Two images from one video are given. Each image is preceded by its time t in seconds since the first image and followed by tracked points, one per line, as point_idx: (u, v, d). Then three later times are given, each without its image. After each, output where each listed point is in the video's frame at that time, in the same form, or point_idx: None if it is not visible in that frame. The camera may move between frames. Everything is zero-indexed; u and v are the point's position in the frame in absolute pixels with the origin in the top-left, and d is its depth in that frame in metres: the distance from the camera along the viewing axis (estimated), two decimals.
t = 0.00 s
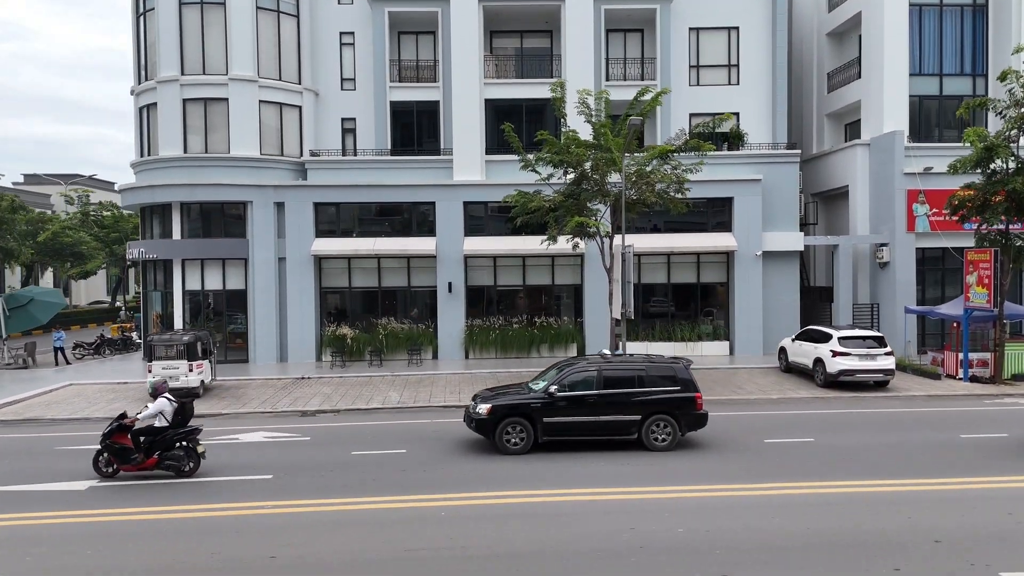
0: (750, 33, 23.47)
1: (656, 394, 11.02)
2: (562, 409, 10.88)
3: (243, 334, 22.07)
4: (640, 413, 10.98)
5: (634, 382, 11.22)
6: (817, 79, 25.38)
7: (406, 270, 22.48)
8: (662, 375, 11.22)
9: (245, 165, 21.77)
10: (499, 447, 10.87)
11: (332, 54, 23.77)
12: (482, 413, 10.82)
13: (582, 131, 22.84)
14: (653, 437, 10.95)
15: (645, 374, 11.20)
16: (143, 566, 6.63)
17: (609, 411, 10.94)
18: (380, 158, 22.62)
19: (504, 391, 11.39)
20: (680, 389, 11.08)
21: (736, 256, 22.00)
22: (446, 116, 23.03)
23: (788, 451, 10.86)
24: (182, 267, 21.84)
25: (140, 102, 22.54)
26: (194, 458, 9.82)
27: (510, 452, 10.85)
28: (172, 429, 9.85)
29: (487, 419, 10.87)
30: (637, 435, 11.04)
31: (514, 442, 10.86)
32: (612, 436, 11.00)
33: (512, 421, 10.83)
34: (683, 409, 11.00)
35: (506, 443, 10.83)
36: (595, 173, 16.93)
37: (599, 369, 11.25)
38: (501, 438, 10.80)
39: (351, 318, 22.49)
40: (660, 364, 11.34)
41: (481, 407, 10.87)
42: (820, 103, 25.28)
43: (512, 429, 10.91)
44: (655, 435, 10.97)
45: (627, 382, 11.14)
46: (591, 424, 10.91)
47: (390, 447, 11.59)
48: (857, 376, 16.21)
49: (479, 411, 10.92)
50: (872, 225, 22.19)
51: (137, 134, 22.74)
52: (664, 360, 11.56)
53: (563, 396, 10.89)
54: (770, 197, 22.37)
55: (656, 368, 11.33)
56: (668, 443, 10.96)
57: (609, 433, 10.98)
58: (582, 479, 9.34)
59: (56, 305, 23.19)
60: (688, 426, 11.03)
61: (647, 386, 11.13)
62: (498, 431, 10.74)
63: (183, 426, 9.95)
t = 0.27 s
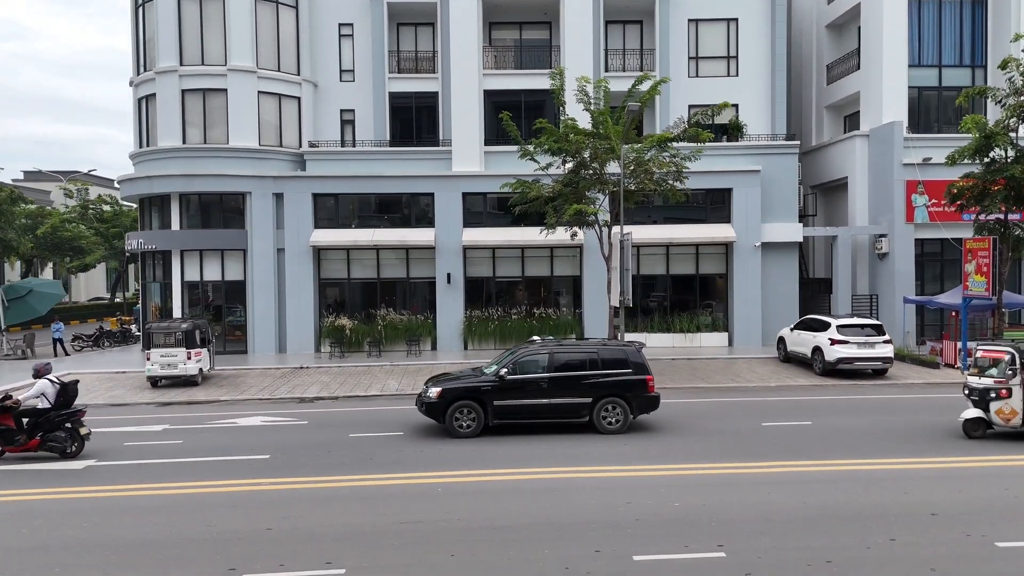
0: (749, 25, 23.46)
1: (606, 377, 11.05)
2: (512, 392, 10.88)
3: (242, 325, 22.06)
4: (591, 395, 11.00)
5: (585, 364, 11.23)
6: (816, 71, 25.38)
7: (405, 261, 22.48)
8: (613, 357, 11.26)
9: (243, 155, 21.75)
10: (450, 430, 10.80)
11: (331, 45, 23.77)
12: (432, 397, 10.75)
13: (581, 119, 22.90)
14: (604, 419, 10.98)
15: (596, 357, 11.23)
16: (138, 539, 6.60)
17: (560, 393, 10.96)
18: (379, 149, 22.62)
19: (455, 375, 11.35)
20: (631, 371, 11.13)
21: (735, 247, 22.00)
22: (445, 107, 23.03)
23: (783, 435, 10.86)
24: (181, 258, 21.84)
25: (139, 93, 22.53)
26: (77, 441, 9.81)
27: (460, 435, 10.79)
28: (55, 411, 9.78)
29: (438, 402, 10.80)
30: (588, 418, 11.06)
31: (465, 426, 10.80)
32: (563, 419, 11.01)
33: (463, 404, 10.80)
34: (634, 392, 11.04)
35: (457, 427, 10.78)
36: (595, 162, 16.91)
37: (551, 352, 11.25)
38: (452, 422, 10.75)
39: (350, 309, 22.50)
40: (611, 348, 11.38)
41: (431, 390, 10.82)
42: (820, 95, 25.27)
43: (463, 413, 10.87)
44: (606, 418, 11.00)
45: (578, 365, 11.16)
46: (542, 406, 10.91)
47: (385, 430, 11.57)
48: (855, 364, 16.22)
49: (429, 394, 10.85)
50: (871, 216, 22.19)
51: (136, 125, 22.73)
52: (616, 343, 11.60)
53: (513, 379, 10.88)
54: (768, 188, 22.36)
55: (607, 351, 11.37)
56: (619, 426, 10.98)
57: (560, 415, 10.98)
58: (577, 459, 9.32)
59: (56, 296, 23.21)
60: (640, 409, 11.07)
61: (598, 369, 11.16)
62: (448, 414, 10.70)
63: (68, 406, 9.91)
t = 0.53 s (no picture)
0: (749, 17, 23.43)
1: (558, 361, 11.12)
2: (464, 376, 10.89)
3: (241, 316, 22.04)
4: (544, 379, 11.05)
5: (537, 349, 11.29)
6: (815, 64, 25.37)
7: (404, 253, 22.46)
8: (565, 342, 11.34)
9: (243, 147, 21.74)
10: (401, 415, 10.77)
11: (330, 38, 23.77)
12: (384, 381, 10.74)
13: (580, 109, 22.92)
14: (557, 404, 11.01)
15: (548, 342, 11.30)
16: (132, 512, 6.60)
17: (512, 378, 11.00)
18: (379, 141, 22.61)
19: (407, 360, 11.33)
20: (584, 355, 11.21)
21: (734, 239, 21.99)
22: (444, 99, 23.04)
23: (778, 419, 10.86)
24: (180, 250, 21.83)
25: (138, 85, 22.52)
26: None
27: (411, 420, 10.77)
28: None
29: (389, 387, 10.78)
30: (540, 403, 11.09)
31: (416, 411, 10.78)
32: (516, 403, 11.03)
33: (414, 389, 10.79)
34: (586, 376, 11.12)
35: (408, 411, 10.76)
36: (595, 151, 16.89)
37: (503, 337, 11.30)
38: (403, 406, 10.73)
39: (350, 301, 22.48)
40: (564, 333, 11.47)
41: (381, 375, 10.81)
42: (819, 88, 25.25)
43: (414, 398, 10.86)
44: (559, 402, 11.03)
45: (530, 350, 11.21)
46: (494, 391, 10.94)
47: (379, 415, 11.57)
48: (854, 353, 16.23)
49: (381, 379, 10.82)
50: (871, 208, 22.18)
51: (136, 117, 22.72)
52: (569, 328, 11.66)
53: (465, 363, 10.90)
54: (768, 180, 22.35)
55: (559, 337, 11.45)
56: (572, 410, 11.03)
57: (512, 400, 11.01)
58: (570, 441, 9.31)
59: (54, 288, 23.17)
60: (592, 393, 11.16)
61: (550, 353, 11.22)
62: (399, 399, 10.70)
63: None
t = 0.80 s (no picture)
0: (749, 10, 23.40)
1: (512, 347, 11.15)
2: (417, 362, 10.91)
3: (241, 309, 22.04)
4: (498, 366, 11.10)
5: (491, 335, 11.31)
6: (816, 58, 25.36)
7: (404, 246, 22.47)
8: (520, 329, 11.36)
9: (243, 139, 21.74)
10: (353, 401, 10.78)
11: (330, 30, 23.76)
12: (336, 367, 10.74)
13: (580, 101, 22.91)
14: (511, 390, 11.09)
15: (503, 328, 11.31)
16: (128, 489, 6.60)
17: (467, 364, 11.04)
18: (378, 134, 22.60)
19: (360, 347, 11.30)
20: (539, 341, 11.27)
21: (734, 232, 21.99)
22: (444, 92, 23.04)
23: (775, 405, 10.85)
24: (180, 242, 21.84)
25: (138, 78, 22.52)
26: None
27: (364, 407, 10.75)
28: None
29: (342, 372, 10.77)
30: (494, 388, 11.16)
31: (369, 397, 10.78)
32: (470, 389, 11.09)
33: (368, 375, 10.78)
34: (541, 362, 11.18)
35: (360, 398, 10.75)
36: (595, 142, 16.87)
37: (458, 323, 11.31)
38: (355, 392, 10.73)
39: (350, 294, 22.48)
40: (520, 319, 11.49)
41: (335, 361, 10.80)
42: (819, 81, 25.23)
43: (367, 384, 10.86)
44: (513, 388, 11.10)
45: (484, 336, 11.23)
46: (449, 377, 10.97)
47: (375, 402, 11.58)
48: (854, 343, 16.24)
49: (334, 364, 10.80)
50: (871, 201, 22.18)
51: (135, 110, 22.71)
52: (524, 314, 11.68)
53: (419, 349, 10.91)
54: (768, 173, 22.34)
55: (513, 323, 11.48)
56: (526, 396, 11.10)
57: (466, 386, 11.06)
58: (567, 424, 9.31)
59: (55, 281, 23.16)
60: (546, 379, 11.23)
61: (504, 339, 11.25)
62: (351, 385, 10.70)
63: None
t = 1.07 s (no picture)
0: (749, 3, 23.38)
1: (464, 335, 11.16)
2: (370, 350, 10.95)
3: (241, 303, 22.04)
4: (452, 353, 11.10)
5: (445, 323, 11.33)
6: (815, 52, 25.36)
7: (404, 240, 22.45)
8: (475, 316, 11.39)
9: (243, 133, 21.74)
10: (305, 390, 10.80)
11: (330, 24, 23.76)
12: (287, 355, 10.81)
13: (580, 93, 22.92)
14: (465, 377, 11.07)
15: (457, 316, 11.34)
16: (124, 468, 6.58)
17: (420, 351, 11.06)
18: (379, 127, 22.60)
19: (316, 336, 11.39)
20: (494, 329, 11.28)
21: (734, 225, 21.98)
22: (444, 86, 23.07)
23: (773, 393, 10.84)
24: (180, 236, 21.84)
25: (138, 71, 22.52)
26: None
27: (316, 394, 10.77)
28: None
29: (293, 361, 10.83)
30: (449, 377, 11.14)
31: (321, 384, 10.80)
32: (424, 377, 11.09)
33: (319, 362, 10.83)
34: (496, 350, 11.18)
35: (312, 385, 10.78)
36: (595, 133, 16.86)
37: (412, 311, 11.36)
38: (305, 380, 10.76)
39: (350, 288, 22.47)
40: (475, 307, 11.52)
41: (287, 349, 10.87)
42: (819, 76, 25.23)
43: (319, 372, 10.89)
44: (467, 376, 11.09)
45: (438, 324, 11.26)
46: (402, 364, 10.99)
47: (371, 391, 11.57)
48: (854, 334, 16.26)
49: (284, 353, 10.89)
50: (871, 195, 22.18)
51: (135, 104, 22.71)
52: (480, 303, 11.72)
53: (371, 337, 10.95)
54: (768, 166, 22.33)
55: (468, 311, 11.50)
56: (480, 383, 11.08)
57: (420, 374, 11.07)
58: (564, 410, 9.30)
59: (55, 275, 23.14)
60: (501, 367, 11.22)
61: (459, 328, 11.26)
62: (302, 373, 10.74)
63: None
